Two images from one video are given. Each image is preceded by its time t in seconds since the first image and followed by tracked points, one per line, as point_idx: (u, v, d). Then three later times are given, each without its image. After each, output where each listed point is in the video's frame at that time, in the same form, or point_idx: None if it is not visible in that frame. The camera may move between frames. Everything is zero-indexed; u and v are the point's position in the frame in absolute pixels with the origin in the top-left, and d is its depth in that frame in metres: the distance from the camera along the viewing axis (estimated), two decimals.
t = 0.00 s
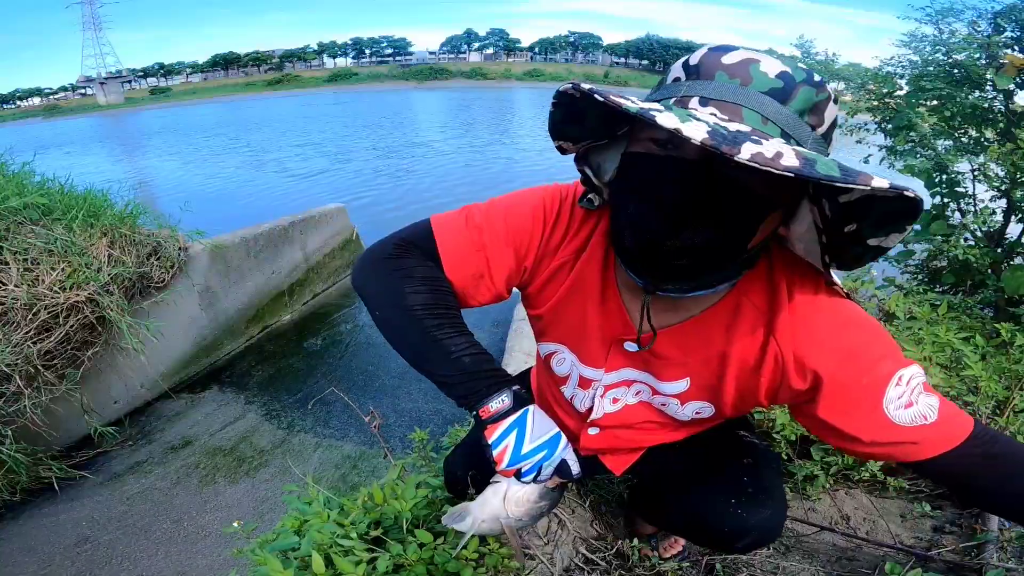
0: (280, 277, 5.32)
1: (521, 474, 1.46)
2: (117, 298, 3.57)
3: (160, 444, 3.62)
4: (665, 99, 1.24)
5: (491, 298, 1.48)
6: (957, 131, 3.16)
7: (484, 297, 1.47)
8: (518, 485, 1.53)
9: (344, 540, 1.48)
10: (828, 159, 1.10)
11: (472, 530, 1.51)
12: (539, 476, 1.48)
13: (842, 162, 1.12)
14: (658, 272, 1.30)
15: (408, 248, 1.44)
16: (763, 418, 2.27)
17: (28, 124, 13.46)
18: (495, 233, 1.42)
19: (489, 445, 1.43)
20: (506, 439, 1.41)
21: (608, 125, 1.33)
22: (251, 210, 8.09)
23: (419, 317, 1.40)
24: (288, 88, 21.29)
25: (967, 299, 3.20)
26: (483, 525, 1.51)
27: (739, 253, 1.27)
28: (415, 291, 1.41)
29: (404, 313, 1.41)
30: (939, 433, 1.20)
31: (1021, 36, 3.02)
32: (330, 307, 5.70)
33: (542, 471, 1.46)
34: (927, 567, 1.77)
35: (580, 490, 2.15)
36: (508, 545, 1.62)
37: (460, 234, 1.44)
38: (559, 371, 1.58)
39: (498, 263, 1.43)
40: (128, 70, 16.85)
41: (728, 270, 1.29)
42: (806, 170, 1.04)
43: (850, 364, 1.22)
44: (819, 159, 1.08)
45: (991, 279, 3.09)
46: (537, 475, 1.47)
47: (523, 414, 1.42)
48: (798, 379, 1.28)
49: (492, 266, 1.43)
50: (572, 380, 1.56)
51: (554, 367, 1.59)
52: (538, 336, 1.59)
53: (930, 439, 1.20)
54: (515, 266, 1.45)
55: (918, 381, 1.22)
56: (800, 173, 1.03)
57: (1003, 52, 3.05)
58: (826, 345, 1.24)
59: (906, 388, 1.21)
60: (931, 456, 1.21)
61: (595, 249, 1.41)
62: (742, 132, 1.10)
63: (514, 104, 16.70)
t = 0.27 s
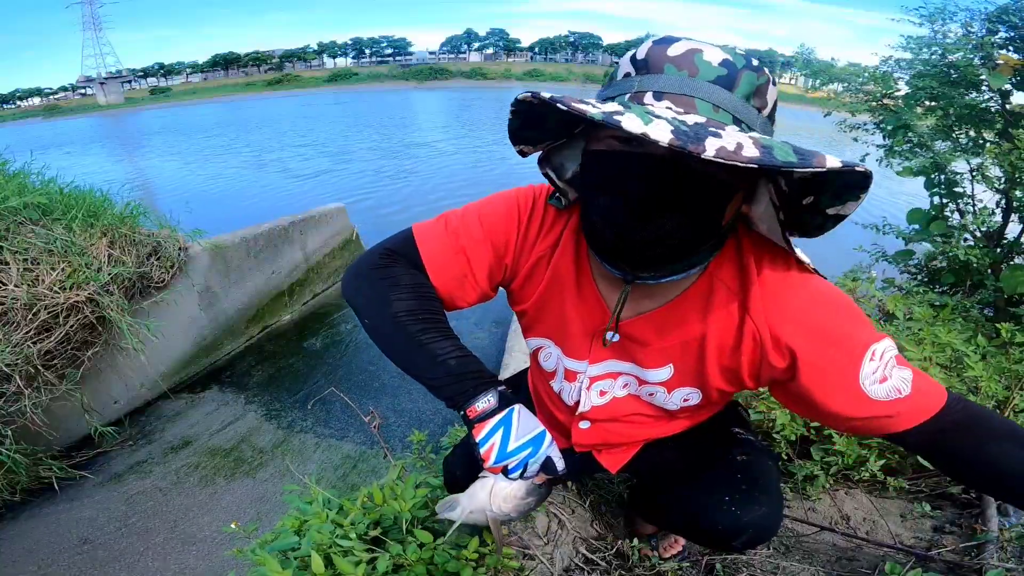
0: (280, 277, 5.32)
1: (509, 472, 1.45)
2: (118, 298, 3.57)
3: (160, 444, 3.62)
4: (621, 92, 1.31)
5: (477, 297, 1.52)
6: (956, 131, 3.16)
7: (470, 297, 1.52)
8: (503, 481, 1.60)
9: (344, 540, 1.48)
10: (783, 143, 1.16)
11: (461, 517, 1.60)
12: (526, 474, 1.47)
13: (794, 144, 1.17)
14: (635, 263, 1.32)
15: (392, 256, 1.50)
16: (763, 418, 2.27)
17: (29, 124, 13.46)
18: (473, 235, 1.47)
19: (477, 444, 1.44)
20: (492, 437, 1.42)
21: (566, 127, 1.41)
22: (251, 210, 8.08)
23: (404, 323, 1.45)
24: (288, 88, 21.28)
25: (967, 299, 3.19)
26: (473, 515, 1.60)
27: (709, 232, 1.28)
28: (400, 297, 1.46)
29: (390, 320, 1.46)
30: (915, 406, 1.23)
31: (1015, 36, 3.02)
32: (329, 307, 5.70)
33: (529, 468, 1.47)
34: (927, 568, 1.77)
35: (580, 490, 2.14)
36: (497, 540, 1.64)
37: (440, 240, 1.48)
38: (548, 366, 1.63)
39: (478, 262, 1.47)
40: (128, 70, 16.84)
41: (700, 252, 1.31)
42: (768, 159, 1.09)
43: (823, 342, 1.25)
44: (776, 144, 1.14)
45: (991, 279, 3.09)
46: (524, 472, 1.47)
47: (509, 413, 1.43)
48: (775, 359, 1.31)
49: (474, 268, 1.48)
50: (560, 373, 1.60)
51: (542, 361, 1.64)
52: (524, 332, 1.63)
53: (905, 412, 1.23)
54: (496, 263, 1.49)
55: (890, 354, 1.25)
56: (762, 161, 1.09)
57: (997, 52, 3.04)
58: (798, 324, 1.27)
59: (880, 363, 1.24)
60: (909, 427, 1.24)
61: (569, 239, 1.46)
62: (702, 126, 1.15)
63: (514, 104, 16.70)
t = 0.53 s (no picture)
0: (280, 277, 5.32)
1: (495, 466, 1.47)
2: (118, 298, 3.57)
3: (160, 444, 3.62)
4: (678, 147, 1.09)
5: (472, 293, 1.51)
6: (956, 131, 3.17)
7: (465, 294, 1.50)
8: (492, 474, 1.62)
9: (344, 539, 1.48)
10: (857, 207, 1.16)
11: (451, 510, 1.61)
12: (513, 470, 1.49)
13: (859, 201, 1.19)
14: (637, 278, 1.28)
15: (385, 254, 1.49)
16: (763, 418, 2.27)
17: (29, 124, 13.47)
18: (466, 232, 1.46)
19: (466, 439, 1.47)
20: (479, 432, 1.45)
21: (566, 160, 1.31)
22: (251, 210, 8.08)
23: (398, 321, 1.45)
24: (288, 88, 21.28)
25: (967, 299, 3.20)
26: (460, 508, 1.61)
27: (720, 259, 1.18)
28: (394, 295, 1.46)
29: (383, 318, 1.46)
30: (917, 393, 1.24)
31: (1014, 36, 3.02)
32: (329, 307, 5.70)
33: (516, 464, 1.48)
34: (927, 567, 1.77)
35: (580, 490, 2.14)
36: (490, 540, 1.61)
37: (433, 237, 1.48)
38: (542, 364, 1.62)
39: (472, 258, 1.46)
40: (128, 70, 16.88)
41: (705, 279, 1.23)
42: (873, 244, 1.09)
43: (822, 330, 1.27)
44: (856, 214, 1.15)
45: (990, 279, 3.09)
46: (511, 468, 1.49)
47: (498, 409, 1.47)
48: (774, 349, 1.32)
49: (468, 264, 1.46)
50: (554, 371, 1.59)
51: (535, 360, 1.64)
52: (518, 330, 1.63)
53: (908, 400, 1.24)
54: (491, 260, 1.48)
55: (888, 341, 1.28)
56: (868, 246, 1.09)
57: (996, 52, 3.04)
58: (796, 313, 1.29)
59: (878, 350, 1.26)
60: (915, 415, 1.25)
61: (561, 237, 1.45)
62: (797, 206, 1.09)
63: (514, 104, 16.71)
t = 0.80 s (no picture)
0: (280, 277, 5.31)
1: (487, 475, 1.56)
2: (117, 298, 3.57)
3: (160, 444, 3.62)
4: (695, 174, 1.06)
5: (471, 299, 1.51)
6: (959, 131, 3.16)
7: (464, 298, 1.50)
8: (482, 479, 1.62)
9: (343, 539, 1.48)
10: (880, 234, 1.15)
11: (445, 508, 1.64)
12: (504, 479, 1.59)
13: (882, 227, 1.18)
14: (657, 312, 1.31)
15: (382, 259, 1.51)
16: (763, 418, 2.27)
17: (29, 124, 13.47)
18: (465, 237, 1.46)
19: (460, 447, 1.53)
20: (474, 442, 1.51)
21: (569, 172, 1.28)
22: (251, 210, 8.07)
23: (395, 329, 1.49)
24: (288, 88, 21.27)
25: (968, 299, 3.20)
26: (451, 506, 1.64)
27: (736, 306, 1.23)
28: (391, 303, 1.48)
29: (380, 324, 1.50)
30: (926, 408, 1.24)
31: (1019, 36, 3.01)
32: (330, 307, 5.70)
33: (507, 473, 1.58)
34: (927, 567, 1.77)
35: (580, 490, 2.14)
36: (480, 540, 1.63)
37: (433, 240, 1.48)
38: (544, 368, 1.61)
39: (471, 264, 1.45)
40: (128, 70, 16.89)
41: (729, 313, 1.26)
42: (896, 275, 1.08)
43: (832, 341, 1.26)
44: (878, 243, 1.13)
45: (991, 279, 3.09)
46: (501, 477, 1.58)
47: (492, 420, 1.52)
48: (782, 362, 1.32)
49: (466, 269, 1.46)
50: (556, 376, 1.59)
51: (536, 365, 1.64)
52: (519, 334, 1.63)
53: (918, 415, 1.24)
54: (491, 266, 1.47)
55: (900, 354, 1.27)
56: (891, 277, 1.07)
57: (1001, 52, 3.02)
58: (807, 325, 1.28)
59: (889, 362, 1.25)
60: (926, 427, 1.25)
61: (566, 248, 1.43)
62: (820, 238, 1.06)
63: (514, 104, 16.71)
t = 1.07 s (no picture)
0: (280, 277, 5.31)
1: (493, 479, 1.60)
2: (118, 298, 3.57)
3: (160, 444, 3.62)
4: (718, 206, 1.06)
5: (473, 302, 1.51)
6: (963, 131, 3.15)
7: (466, 301, 1.50)
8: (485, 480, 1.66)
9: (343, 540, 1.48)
10: (905, 266, 1.15)
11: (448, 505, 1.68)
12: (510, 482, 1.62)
13: (907, 258, 1.18)
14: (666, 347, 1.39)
15: (386, 262, 1.51)
16: (763, 418, 2.27)
17: (28, 124, 13.47)
18: (470, 240, 1.44)
19: (466, 450, 1.56)
20: (481, 446, 1.55)
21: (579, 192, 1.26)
22: (252, 210, 8.07)
23: (399, 334, 1.49)
24: (288, 88, 21.27)
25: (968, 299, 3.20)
26: (453, 501, 1.70)
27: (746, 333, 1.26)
28: (395, 309, 1.48)
29: (385, 330, 1.50)
30: (921, 431, 1.26)
31: None
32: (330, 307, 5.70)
33: (512, 477, 1.61)
34: (927, 567, 1.77)
35: (580, 490, 2.14)
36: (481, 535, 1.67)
37: (436, 243, 1.47)
38: (543, 373, 1.61)
39: (474, 267, 1.44)
40: (127, 70, 16.91)
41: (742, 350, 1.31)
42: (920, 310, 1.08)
43: (834, 361, 1.27)
44: (903, 276, 1.12)
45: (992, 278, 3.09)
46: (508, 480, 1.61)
47: (498, 424, 1.56)
48: (783, 379, 1.34)
49: (469, 272, 1.45)
50: (556, 382, 1.59)
51: (536, 369, 1.64)
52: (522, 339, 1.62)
53: (912, 436, 1.26)
54: (495, 271, 1.46)
55: (901, 377, 1.28)
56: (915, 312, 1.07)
57: (1010, 51, 3.00)
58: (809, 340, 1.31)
59: (888, 386, 1.26)
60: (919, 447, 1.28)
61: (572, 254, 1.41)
62: (845, 275, 1.06)
63: (514, 104, 16.72)
